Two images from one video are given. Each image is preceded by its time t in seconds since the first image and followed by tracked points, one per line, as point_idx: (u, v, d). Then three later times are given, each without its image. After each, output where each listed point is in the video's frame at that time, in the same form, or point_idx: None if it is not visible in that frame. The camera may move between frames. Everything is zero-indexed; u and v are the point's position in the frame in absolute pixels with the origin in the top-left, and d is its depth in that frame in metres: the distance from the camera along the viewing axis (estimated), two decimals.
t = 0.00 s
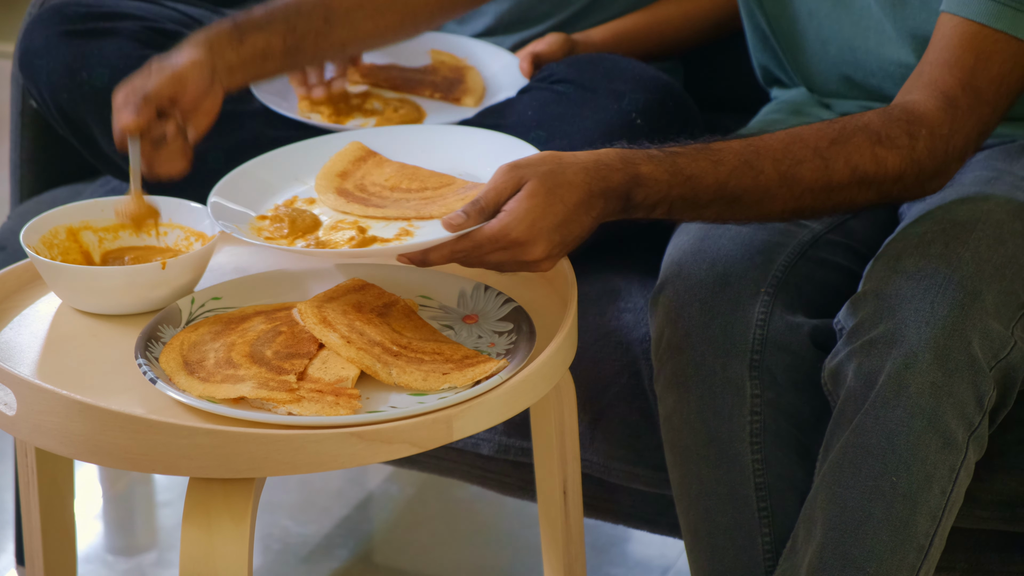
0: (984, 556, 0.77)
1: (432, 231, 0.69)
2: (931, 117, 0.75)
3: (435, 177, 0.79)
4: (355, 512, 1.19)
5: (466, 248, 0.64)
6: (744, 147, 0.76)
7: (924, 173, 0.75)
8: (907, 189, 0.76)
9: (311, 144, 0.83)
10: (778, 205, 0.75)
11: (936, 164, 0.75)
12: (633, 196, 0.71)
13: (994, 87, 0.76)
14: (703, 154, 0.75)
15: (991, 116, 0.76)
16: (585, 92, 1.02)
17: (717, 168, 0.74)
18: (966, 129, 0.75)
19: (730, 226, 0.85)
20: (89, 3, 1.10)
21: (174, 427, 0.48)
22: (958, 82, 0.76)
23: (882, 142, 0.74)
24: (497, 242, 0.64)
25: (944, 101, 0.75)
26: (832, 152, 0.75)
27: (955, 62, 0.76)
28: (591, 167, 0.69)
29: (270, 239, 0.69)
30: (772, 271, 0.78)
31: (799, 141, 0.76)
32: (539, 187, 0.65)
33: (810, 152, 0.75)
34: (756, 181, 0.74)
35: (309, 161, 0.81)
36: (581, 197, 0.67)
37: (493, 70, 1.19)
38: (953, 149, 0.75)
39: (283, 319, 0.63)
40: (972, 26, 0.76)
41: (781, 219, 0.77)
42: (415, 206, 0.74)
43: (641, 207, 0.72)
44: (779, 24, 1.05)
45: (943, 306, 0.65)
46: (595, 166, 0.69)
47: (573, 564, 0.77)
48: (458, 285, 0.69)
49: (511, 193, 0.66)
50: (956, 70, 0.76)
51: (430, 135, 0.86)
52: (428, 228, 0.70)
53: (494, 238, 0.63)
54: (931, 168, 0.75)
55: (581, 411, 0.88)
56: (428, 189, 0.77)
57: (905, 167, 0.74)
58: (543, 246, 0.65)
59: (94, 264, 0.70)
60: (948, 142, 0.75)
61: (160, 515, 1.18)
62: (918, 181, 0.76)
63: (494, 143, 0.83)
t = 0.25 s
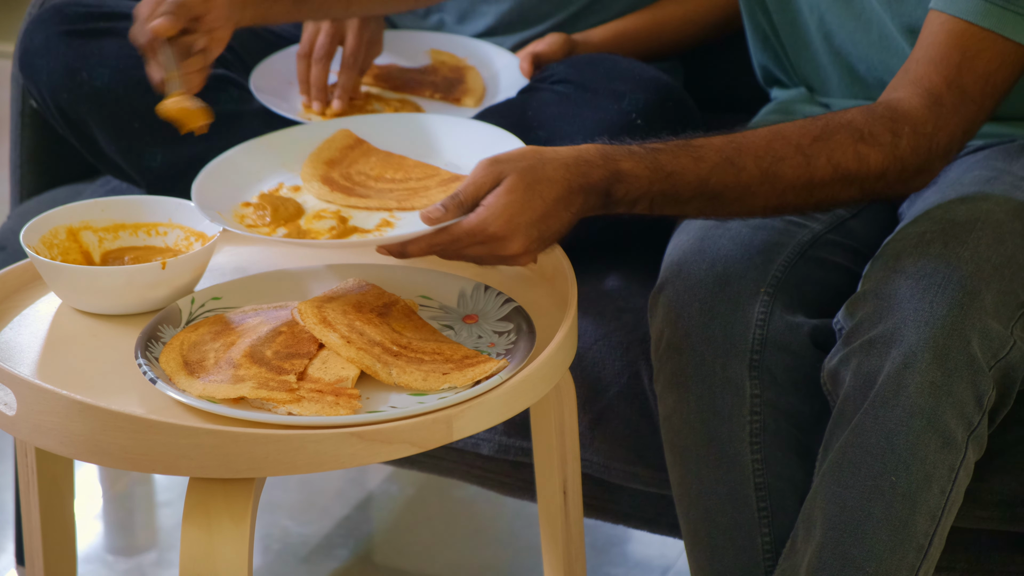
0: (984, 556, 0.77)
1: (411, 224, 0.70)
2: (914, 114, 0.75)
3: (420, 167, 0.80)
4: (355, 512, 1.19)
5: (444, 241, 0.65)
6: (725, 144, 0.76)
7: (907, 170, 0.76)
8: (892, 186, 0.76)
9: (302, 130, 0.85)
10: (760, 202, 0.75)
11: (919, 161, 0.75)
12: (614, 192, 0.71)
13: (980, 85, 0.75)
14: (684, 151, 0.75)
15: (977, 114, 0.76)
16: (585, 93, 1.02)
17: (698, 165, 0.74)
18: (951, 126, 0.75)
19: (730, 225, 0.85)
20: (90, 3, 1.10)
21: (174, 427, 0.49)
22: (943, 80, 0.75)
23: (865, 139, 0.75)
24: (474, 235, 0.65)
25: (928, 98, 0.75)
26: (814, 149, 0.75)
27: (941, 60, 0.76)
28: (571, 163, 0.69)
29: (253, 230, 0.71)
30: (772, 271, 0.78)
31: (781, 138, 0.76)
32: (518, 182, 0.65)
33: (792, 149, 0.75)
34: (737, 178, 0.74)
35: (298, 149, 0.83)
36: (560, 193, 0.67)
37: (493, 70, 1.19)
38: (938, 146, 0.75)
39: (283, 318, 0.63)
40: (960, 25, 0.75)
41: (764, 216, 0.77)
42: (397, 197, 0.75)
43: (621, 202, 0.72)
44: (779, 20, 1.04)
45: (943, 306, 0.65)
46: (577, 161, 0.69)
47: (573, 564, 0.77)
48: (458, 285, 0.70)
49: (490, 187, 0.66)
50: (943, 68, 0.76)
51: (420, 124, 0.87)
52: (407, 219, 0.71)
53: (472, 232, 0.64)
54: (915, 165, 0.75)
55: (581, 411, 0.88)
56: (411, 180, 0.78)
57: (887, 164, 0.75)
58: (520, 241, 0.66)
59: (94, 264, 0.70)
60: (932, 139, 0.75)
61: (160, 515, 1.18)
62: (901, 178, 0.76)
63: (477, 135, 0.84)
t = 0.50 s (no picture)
0: (984, 556, 0.77)
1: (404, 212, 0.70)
2: (908, 110, 0.75)
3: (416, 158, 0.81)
4: (355, 512, 1.19)
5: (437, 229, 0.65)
6: (719, 137, 0.76)
7: (901, 166, 0.76)
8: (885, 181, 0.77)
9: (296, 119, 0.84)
10: (753, 195, 0.76)
11: (912, 157, 0.76)
12: (607, 184, 0.71)
13: (975, 82, 0.75)
14: (678, 144, 0.76)
15: (971, 112, 0.76)
16: (585, 93, 1.02)
17: (691, 158, 0.74)
18: (945, 122, 0.75)
19: (730, 225, 0.85)
20: (90, 3, 1.10)
21: (174, 427, 0.49)
22: (939, 77, 0.75)
23: (858, 135, 0.75)
24: (466, 225, 0.64)
25: (923, 95, 0.75)
26: (808, 144, 0.75)
27: (936, 57, 0.76)
28: (565, 154, 0.69)
29: (247, 216, 0.70)
30: (772, 271, 0.78)
31: (775, 133, 0.76)
32: (510, 173, 0.65)
33: (785, 143, 0.75)
34: (730, 171, 0.74)
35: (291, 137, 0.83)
36: (552, 185, 0.67)
37: (493, 70, 1.19)
38: (932, 142, 0.76)
39: (283, 318, 0.63)
40: (957, 22, 0.75)
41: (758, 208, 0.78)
42: (392, 186, 0.75)
43: (614, 194, 0.73)
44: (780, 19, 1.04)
45: (942, 305, 0.65)
46: (570, 153, 0.69)
47: (573, 564, 0.77)
48: (458, 284, 0.70)
49: (483, 178, 0.66)
50: (938, 65, 0.76)
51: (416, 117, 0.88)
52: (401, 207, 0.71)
53: (464, 222, 0.64)
54: (907, 161, 0.76)
55: (581, 411, 0.88)
56: (405, 170, 0.78)
57: (880, 160, 0.75)
58: (513, 231, 0.66)
59: (94, 263, 0.70)
60: (926, 136, 0.75)
61: (160, 515, 1.18)
62: (894, 173, 0.76)
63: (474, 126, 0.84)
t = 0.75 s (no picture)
0: (985, 556, 0.77)
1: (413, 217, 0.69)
2: (914, 112, 0.75)
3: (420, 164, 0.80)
4: (355, 512, 1.19)
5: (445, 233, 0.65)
6: (725, 140, 0.76)
7: (908, 168, 0.76)
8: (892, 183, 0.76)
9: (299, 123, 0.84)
10: (760, 198, 0.76)
11: (920, 159, 0.75)
12: (613, 188, 0.71)
13: (980, 84, 0.75)
14: (684, 148, 0.75)
15: (977, 113, 0.76)
16: (585, 93, 1.02)
17: (698, 161, 0.74)
18: (951, 124, 0.75)
19: (731, 226, 0.85)
20: (90, 3, 1.09)
21: (174, 426, 0.49)
22: (944, 78, 0.75)
23: (864, 137, 0.75)
24: (474, 230, 0.64)
25: (928, 97, 0.75)
26: (814, 147, 0.75)
27: (941, 59, 0.76)
28: (571, 158, 0.69)
29: (254, 220, 0.69)
30: (772, 273, 0.78)
31: (781, 136, 0.76)
32: (517, 176, 0.65)
33: (792, 147, 0.75)
34: (737, 175, 0.74)
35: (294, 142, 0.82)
36: (559, 188, 0.67)
37: (494, 70, 1.19)
38: (939, 144, 0.75)
39: (283, 318, 0.63)
40: (962, 23, 0.75)
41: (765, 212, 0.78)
42: (399, 190, 0.75)
43: (621, 198, 0.73)
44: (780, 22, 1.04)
45: (942, 305, 0.65)
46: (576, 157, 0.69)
47: (573, 564, 0.77)
48: (458, 285, 0.70)
49: (490, 180, 0.65)
50: (944, 67, 0.75)
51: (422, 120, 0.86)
52: (408, 212, 0.70)
53: (471, 226, 0.64)
54: (915, 163, 0.75)
55: (581, 411, 0.88)
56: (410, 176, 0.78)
57: (888, 162, 0.75)
58: (520, 236, 0.66)
59: (94, 264, 0.70)
60: (933, 137, 0.75)
61: (160, 515, 1.18)
62: (901, 175, 0.76)
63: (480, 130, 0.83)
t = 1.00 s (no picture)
0: (985, 556, 0.77)
1: (508, 189, 0.68)
2: (991, 103, 0.75)
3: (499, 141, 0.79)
4: (355, 512, 1.19)
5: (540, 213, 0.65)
6: (813, 126, 0.75)
7: (986, 160, 0.74)
8: (966, 179, 0.75)
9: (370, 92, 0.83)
10: (847, 186, 0.74)
11: (997, 150, 0.74)
12: (707, 171, 0.70)
13: None
14: (773, 133, 0.75)
15: None
16: (585, 92, 1.01)
17: (787, 146, 0.73)
18: None
19: (732, 225, 0.83)
20: (90, 3, 1.09)
21: (174, 427, 0.49)
22: (1013, 70, 0.77)
23: (947, 126, 0.74)
24: (570, 207, 0.64)
25: (1003, 89, 0.76)
26: (900, 134, 0.74)
27: (1009, 53, 0.78)
28: (667, 140, 0.68)
29: (343, 188, 0.68)
30: (773, 271, 0.77)
31: (867, 124, 0.75)
32: (615, 155, 0.65)
33: (878, 134, 0.74)
34: (827, 160, 0.73)
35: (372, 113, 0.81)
36: (656, 169, 0.67)
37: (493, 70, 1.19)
38: (1015, 135, 0.75)
39: (283, 318, 0.63)
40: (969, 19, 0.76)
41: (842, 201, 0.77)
42: (485, 166, 0.73)
43: (713, 182, 0.71)
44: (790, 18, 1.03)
45: (941, 305, 0.65)
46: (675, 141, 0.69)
47: (574, 564, 0.77)
48: (458, 285, 0.69)
49: (586, 160, 0.65)
50: (1012, 60, 0.78)
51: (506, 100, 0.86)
52: (498, 185, 0.69)
53: (568, 202, 0.64)
54: (992, 155, 0.74)
55: (582, 410, 0.88)
56: (494, 152, 0.77)
57: (968, 152, 0.73)
58: (616, 215, 0.66)
59: (94, 264, 0.70)
60: (1010, 126, 0.75)
61: (160, 515, 1.18)
62: (978, 169, 0.74)
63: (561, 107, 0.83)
